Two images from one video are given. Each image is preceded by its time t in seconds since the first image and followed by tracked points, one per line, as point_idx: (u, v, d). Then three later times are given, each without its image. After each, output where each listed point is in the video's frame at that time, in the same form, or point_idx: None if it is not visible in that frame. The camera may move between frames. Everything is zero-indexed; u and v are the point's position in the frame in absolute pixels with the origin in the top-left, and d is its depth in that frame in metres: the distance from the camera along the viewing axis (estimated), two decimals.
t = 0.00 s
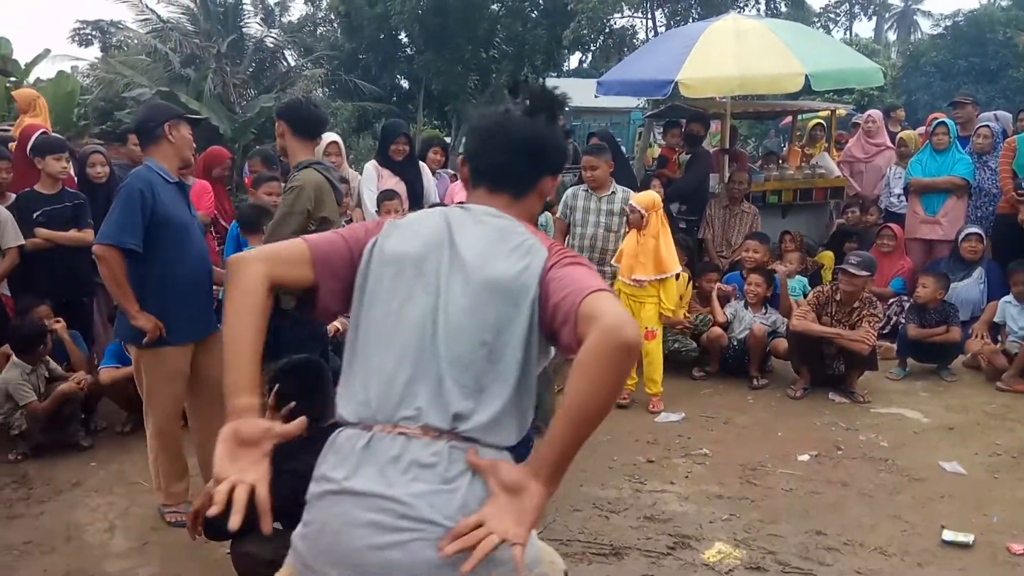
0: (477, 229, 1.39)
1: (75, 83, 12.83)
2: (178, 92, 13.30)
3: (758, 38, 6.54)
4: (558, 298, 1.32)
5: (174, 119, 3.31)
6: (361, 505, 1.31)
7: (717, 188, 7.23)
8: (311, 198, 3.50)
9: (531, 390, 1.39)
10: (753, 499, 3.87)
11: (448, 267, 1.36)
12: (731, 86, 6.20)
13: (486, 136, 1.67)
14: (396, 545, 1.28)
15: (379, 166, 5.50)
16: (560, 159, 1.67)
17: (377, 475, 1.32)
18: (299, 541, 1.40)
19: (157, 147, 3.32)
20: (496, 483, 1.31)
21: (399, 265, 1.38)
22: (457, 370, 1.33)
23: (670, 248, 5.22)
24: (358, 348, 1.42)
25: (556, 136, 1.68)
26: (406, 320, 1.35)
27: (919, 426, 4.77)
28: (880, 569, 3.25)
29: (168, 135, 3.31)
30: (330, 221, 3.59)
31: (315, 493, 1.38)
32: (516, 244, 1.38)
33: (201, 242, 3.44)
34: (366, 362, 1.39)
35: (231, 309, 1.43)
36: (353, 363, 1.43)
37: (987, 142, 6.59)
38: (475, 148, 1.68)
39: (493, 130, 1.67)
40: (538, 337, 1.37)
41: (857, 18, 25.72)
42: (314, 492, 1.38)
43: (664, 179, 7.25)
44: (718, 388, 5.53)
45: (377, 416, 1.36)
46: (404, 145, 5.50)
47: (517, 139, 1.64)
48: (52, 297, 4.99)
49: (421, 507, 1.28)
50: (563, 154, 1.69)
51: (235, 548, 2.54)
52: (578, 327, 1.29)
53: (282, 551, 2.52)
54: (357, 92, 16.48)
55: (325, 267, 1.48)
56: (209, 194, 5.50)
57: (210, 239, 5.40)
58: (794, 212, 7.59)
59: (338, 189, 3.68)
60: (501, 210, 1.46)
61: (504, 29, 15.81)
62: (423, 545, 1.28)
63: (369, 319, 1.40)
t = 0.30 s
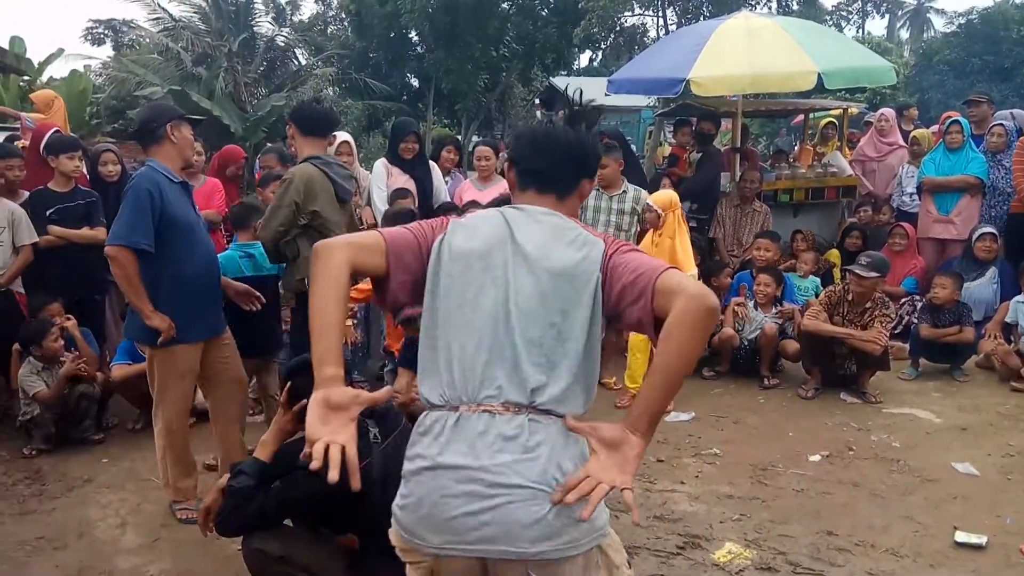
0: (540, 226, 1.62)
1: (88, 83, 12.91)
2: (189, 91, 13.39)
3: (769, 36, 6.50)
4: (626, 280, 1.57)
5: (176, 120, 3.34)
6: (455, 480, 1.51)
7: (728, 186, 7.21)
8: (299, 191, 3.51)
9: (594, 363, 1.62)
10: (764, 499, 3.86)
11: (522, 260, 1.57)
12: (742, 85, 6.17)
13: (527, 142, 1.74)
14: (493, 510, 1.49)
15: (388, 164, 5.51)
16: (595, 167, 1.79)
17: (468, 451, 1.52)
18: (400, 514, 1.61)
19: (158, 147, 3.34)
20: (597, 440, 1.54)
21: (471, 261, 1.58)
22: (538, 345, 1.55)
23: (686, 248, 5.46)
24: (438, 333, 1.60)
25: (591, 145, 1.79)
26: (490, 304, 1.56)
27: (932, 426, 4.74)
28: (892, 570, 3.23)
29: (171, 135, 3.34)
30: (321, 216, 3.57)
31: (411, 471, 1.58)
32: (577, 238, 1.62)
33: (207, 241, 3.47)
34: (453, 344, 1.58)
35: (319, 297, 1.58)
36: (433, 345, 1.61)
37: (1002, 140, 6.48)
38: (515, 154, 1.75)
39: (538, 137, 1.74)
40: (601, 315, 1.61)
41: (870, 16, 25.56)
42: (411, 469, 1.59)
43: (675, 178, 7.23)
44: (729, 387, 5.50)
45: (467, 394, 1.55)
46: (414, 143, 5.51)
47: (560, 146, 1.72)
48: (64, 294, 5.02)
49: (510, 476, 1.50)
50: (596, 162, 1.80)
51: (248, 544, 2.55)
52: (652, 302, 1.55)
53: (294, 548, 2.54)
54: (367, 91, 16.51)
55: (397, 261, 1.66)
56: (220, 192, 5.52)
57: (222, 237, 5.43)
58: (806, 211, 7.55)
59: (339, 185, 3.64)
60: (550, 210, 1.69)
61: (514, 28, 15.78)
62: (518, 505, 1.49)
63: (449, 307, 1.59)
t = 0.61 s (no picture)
0: (539, 273, 1.74)
1: (98, 78, 12.96)
2: (198, 87, 13.43)
3: (779, 34, 6.47)
4: (620, 321, 1.70)
5: (188, 115, 3.35)
6: (489, 511, 1.69)
7: (736, 185, 7.18)
8: (296, 186, 3.50)
9: (600, 395, 1.78)
10: (772, 498, 3.84)
11: (527, 311, 1.71)
12: (751, 83, 6.15)
13: (520, 191, 1.85)
14: (526, 538, 1.67)
15: (396, 161, 5.51)
16: (585, 204, 1.89)
17: (498, 485, 1.70)
18: (446, 537, 1.81)
19: (172, 142, 3.35)
20: (617, 466, 1.71)
21: (482, 314, 1.72)
22: (549, 388, 1.71)
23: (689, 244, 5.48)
24: (462, 381, 1.76)
25: (580, 185, 1.89)
26: (504, 356, 1.70)
27: (940, 427, 4.72)
28: (900, 570, 3.22)
29: (183, 130, 3.35)
30: (318, 211, 3.55)
31: (450, 502, 1.77)
32: (574, 282, 1.74)
33: (222, 234, 3.48)
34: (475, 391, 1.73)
35: (347, 364, 1.75)
36: (459, 391, 1.77)
37: (1013, 139, 6.37)
38: (512, 204, 1.87)
39: (530, 186, 1.85)
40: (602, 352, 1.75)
41: (880, 14, 25.45)
42: (452, 497, 1.77)
43: (683, 176, 7.20)
44: (736, 386, 5.49)
45: (494, 436, 1.71)
46: (422, 140, 5.51)
47: (553, 193, 1.83)
48: (73, 289, 5.03)
49: (538, 506, 1.67)
50: (586, 199, 1.90)
51: (255, 540, 2.56)
52: (645, 341, 1.69)
53: (301, 544, 2.55)
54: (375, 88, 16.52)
55: (414, 319, 1.80)
56: (228, 188, 5.53)
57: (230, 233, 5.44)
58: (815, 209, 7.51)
59: (340, 181, 3.62)
60: (548, 255, 1.81)
61: (523, 25, 15.76)
62: (547, 532, 1.67)
63: (467, 359, 1.74)
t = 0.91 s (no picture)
0: (548, 310, 1.85)
1: (111, 74, 13.04)
2: (210, 84, 13.49)
3: (794, 32, 6.44)
4: (635, 356, 1.88)
5: (211, 112, 3.37)
6: (514, 531, 1.77)
7: (749, 184, 7.15)
8: (301, 183, 3.48)
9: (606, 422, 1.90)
10: (783, 500, 3.83)
11: (541, 348, 1.80)
12: (765, 82, 6.12)
13: (519, 230, 1.99)
14: (549, 557, 1.76)
15: (407, 158, 5.52)
16: (577, 238, 2.05)
17: (522, 509, 1.78)
18: (466, 555, 1.88)
19: (194, 139, 3.37)
20: (645, 478, 1.98)
21: (495, 353, 1.82)
22: (564, 419, 1.80)
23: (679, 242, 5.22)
24: (479, 415, 1.84)
25: (573, 222, 2.06)
26: (521, 391, 1.79)
27: (953, 429, 4.68)
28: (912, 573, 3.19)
29: (205, 127, 3.36)
30: (323, 208, 3.53)
31: (471, 521, 1.85)
32: (581, 319, 1.86)
33: (242, 229, 3.48)
34: (494, 426, 1.81)
35: (355, 398, 1.92)
36: (477, 424, 1.85)
37: None
38: (512, 242, 2.00)
39: (529, 225, 1.98)
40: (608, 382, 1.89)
41: (894, 13, 25.28)
42: (476, 519, 1.84)
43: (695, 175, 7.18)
44: (747, 387, 5.47)
45: (514, 465, 1.79)
46: (434, 138, 5.51)
47: (550, 232, 1.98)
48: (87, 284, 5.06)
49: (560, 527, 1.76)
50: (577, 234, 2.06)
51: (266, 536, 2.56)
52: (660, 372, 1.88)
53: (311, 540, 2.54)
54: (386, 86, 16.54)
55: (422, 353, 1.93)
56: (240, 185, 5.55)
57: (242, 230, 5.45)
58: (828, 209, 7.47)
59: (347, 178, 3.59)
60: (552, 293, 1.91)
61: (535, 23, 15.74)
62: (572, 550, 1.76)
63: (485, 394, 1.82)
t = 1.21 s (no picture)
0: (567, 326, 1.88)
1: (125, 73, 13.12)
2: (224, 83, 13.56)
3: (809, 34, 6.41)
4: (663, 367, 1.93)
5: (229, 111, 3.38)
6: (533, 538, 1.80)
7: (762, 186, 7.11)
8: (315, 184, 3.50)
9: (622, 434, 1.94)
10: (795, 505, 3.80)
11: (557, 366, 1.84)
12: (780, 84, 6.09)
13: (531, 247, 2.00)
14: (566, 564, 1.78)
15: (420, 158, 5.53)
16: (590, 250, 2.04)
17: (541, 517, 1.81)
18: (482, 563, 1.90)
19: (213, 137, 3.39)
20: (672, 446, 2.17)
21: (512, 372, 1.86)
22: (582, 433, 1.84)
23: (673, 244, 5.12)
24: (499, 429, 1.87)
25: (583, 233, 2.05)
26: (538, 408, 1.83)
27: (967, 435, 4.65)
28: None
29: (224, 126, 3.38)
30: (337, 210, 3.54)
31: (489, 528, 1.87)
32: (597, 337, 1.88)
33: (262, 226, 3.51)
34: (514, 440, 1.84)
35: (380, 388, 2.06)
36: (496, 437, 1.88)
37: None
38: (524, 258, 2.02)
39: (541, 242, 1.99)
40: (629, 394, 1.94)
41: (910, 14, 25.15)
42: (494, 526, 1.86)
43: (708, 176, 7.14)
44: (759, 390, 5.44)
45: (533, 476, 1.83)
46: (446, 139, 5.51)
47: (561, 249, 1.98)
48: (101, 282, 5.09)
49: (579, 534, 1.79)
50: (590, 246, 2.05)
51: (278, 534, 2.56)
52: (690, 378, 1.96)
53: (324, 539, 2.54)
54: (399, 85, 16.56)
55: (431, 362, 1.98)
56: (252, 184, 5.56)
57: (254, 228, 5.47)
58: (841, 212, 7.42)
59: (360, 179, 3.60)
60: (566, 310, 1.94)
61: (547, 23, 15.72)
62: (589, 558, 1.78)
63: (505, 409, 1.86)
